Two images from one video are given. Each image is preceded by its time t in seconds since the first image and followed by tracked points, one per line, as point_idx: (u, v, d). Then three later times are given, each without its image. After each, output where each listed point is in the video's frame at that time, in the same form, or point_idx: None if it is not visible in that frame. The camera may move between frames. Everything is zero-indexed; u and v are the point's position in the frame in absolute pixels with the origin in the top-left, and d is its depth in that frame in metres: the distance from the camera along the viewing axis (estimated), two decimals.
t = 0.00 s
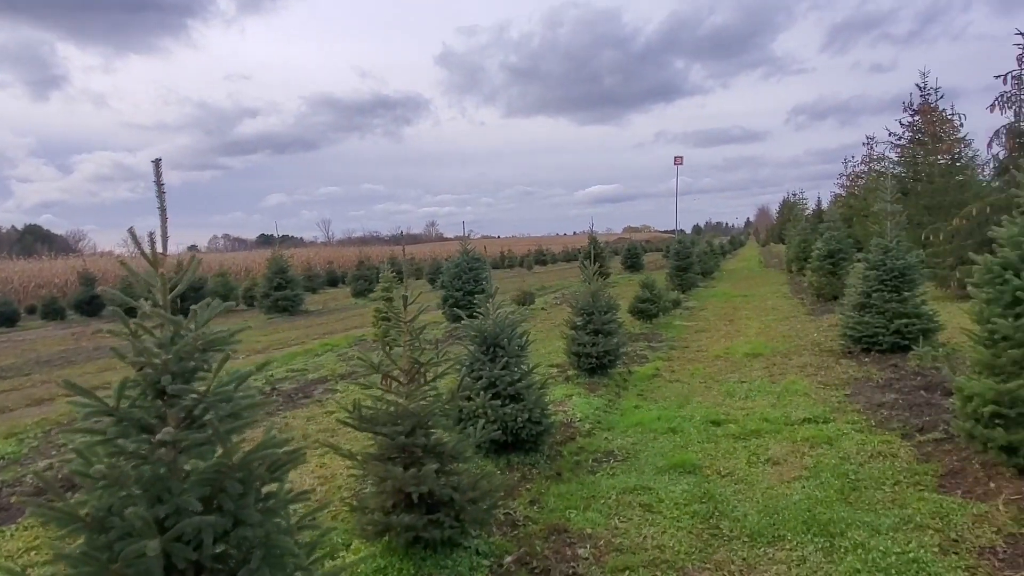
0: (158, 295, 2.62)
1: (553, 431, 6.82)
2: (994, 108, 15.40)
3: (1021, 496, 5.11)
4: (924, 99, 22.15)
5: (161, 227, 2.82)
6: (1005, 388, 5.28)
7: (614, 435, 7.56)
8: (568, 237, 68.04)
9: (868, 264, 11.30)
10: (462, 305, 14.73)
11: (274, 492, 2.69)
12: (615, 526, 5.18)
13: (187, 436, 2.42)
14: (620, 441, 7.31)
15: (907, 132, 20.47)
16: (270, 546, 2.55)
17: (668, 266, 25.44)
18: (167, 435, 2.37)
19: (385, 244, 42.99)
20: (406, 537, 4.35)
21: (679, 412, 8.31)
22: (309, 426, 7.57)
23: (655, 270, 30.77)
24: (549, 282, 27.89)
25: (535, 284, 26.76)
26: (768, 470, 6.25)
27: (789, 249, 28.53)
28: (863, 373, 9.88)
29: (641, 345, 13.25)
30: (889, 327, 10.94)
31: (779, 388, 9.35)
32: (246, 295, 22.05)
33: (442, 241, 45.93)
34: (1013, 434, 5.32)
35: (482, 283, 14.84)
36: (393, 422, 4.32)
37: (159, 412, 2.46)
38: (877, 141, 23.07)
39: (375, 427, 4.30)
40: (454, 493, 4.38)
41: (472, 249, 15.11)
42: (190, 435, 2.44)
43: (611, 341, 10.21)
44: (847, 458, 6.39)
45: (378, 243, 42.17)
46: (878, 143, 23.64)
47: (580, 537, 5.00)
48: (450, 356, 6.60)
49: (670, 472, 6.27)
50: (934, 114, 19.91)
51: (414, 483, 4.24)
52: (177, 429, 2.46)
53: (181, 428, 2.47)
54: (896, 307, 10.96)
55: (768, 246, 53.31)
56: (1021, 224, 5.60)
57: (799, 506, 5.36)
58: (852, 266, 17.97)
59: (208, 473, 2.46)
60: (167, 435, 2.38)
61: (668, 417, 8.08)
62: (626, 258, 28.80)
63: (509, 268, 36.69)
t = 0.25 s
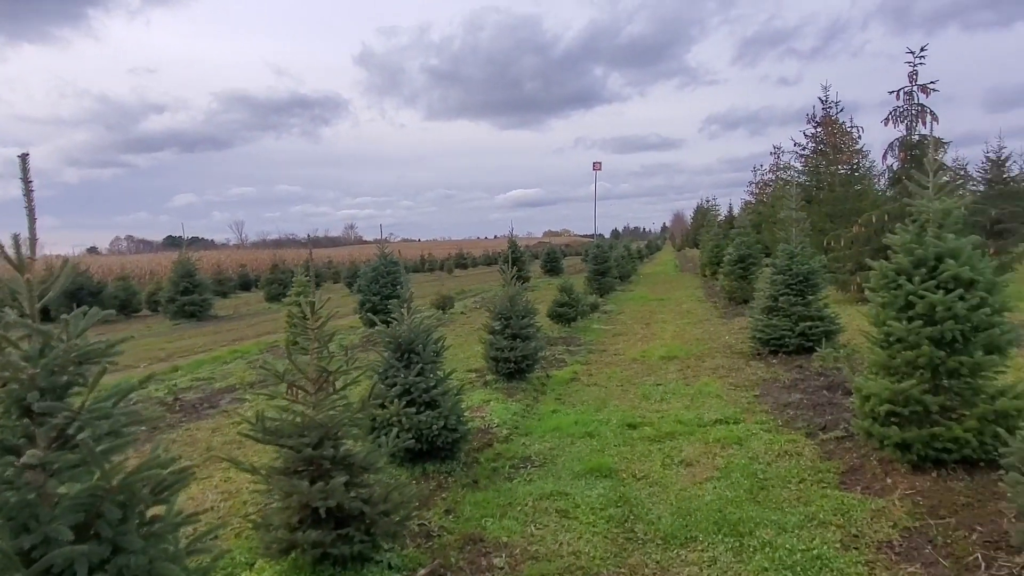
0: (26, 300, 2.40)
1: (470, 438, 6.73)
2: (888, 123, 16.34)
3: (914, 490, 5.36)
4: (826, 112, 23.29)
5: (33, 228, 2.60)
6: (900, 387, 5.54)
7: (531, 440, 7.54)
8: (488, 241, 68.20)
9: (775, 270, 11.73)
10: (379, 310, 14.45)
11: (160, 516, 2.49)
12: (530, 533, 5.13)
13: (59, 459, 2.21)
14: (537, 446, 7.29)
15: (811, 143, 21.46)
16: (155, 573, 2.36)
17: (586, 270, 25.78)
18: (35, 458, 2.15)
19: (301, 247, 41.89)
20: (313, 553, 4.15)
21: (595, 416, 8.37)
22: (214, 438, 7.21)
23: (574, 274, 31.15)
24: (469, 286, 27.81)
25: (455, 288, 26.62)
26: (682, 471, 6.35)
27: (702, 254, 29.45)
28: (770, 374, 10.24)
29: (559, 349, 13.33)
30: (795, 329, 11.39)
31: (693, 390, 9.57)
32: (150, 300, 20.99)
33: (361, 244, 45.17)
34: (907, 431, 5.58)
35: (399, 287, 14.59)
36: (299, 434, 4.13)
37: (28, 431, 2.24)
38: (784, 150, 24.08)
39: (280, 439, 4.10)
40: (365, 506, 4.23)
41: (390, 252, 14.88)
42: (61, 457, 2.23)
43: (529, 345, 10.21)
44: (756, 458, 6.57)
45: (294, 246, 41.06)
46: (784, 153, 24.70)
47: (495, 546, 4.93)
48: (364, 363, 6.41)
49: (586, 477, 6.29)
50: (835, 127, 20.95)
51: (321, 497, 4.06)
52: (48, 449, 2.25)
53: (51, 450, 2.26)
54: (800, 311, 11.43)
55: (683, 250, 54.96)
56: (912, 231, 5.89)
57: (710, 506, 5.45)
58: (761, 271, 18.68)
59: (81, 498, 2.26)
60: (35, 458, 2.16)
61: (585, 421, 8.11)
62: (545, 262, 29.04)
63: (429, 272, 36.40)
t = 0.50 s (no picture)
0: None
1: (400, 444, 6.59)
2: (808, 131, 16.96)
3: (835, 486, 5.52)
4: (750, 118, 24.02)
5: None
6: (822, 387, 5.71)
7: (464, 444, 7.44)
8: (421, 242, 67.59)
9: (703, 272, 11.98)
10: (308, 312, 14.09)
11: (54, 541, 2.29)
12: (462, 540, 5.05)
13: None
14: (469, 451, 7.20)
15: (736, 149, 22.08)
16: None
17: (519, 272, 25.85)
18: None
19: (226, 247, 40.53)
20: (233, 571, 3.96)
21: (528, 419, 8.34)
22: (130, 449, 6.84)
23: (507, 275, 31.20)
24: (401, 288, 27.46)
25: (387, 290, 26.24)
26: (613, 473, 6.37)
27: (632, 256, 29.93)
28: (699, 375, 10.45)
29: (492, 351, 13.28)
30: (722, 330, 11.66)
31: (624, 392, 9.66)
32: (61, 304, 19.89)
33: (289, 245, 44.07)
34: (828, 430, 5.75)
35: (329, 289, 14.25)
36: (217, 445, 3.93)
37: None
38: (710, 156, 24.69)
39: (196, 451, 3.90)
40: (288, 520, 4.06)
41: (319, 254, 14.52)
42: None
43: (461, 348, 10.10)
44: (686, 458, 6.66)
45: (218, 246, 39.68)
46: (710, 158, 25.33)
47: (426, 554, 4.82)
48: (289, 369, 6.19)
49: (519, 481, 6.24)
50: (759, 134, 21.61)
51: (240, 511, 3.87)
52: None
53: None
54: (727, 312, 11.71)
55: (615, 252, 55.85)
56: (832, 235, 6.08)
57: (641, 508, 5.48)
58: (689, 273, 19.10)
59: None
60: None
61: (517, 424, 8.07)
62: (479, 263, 28.98)
63: (360, 273, 35.80)
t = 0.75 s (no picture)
0: None
1: (347, 452, 6.41)
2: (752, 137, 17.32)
3: (783, 489, 5.58)
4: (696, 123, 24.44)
5: None
6: (770, 391, 5.76)
7: (413, 451, 7.30)
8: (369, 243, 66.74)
9: (652, 275, 12.09)
10: (253, 315, 13.72)
11: None
12: (412, 551, 4.93)
13: None
14: (419, 457, 7.07)
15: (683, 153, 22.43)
16: None
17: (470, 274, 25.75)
18: None
19: (167, 248, 39.31)
20: None
21: (479, 424, 8.25)
22: (61, 461, 6.50)
23: (458, 277, 31.04)
24: (348, 290, 27.02)
25: (335, 292, 25.80)
26: (565, 478, 6.32)
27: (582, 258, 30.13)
28: (649, 377, 10.52)
29: (442, 354, 13.14)
30: (671, 332, 11.77)
31: (575, 395, 9.65)
32: None
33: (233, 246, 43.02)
34: (776, 432, 5.81)
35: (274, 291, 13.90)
36: (151, 460, 3.73)
37: None
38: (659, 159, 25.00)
39: (129, 467, 3.68)
40: (228, 537, 3.88)
41: (263, 256, 14.16)
42: None
43: (411, 352, 9.95)
44: (636, 462, 6.66)
45: (158, 247, 38.48)
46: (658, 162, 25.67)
47: (374, 567, 4.69)
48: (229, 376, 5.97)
49: (470, 488, 6.14)
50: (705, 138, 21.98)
51: (177, 529, 3.68)
52: None
53: None
54: (676, 315, 11.83)
55: (564, 253, 56.19)
56: (779, 240, 6.16)
57: (593, 514, 5.44)
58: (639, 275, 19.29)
59: None
60: None
61: (468, 430, 7.97)
62: (428, 265, 28.76)
63: (307, 274, 35.15)
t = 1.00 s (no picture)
0: None
1: (332, 457, 6.31)
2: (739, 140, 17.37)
3: (772, 493, 5.54)
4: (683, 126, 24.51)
5: None
6: (759, 395, 5.72)
7: (399, 456, 7.20)
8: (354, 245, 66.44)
9: (639, 277, 12.08)
10: (236, 318, 13.57)
11: None
12: (398, 559, 4.84)
13: None
14: (405, 462, 6.97)
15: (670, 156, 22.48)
16: None
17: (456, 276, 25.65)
18: None
19: (149, 249, 38.89)
20: None
21: (466, 428, 8.17)
22: (39, 467, 6.35)
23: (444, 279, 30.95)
24: (333, 292, 26.84)
25: (320, 294, 25.60)
26: (552, 484, 6.25)
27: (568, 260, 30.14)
28: (636, 380, 10.48)
29: (428, 357, 13.05)
30: (658, 335, 11.75)
31: (562, 398, 9.60)
32: None
33: (217, 247, 42.65)
34: (765, 436, 5.77)
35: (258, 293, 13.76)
36: (129, 468, 3.62)
37: None
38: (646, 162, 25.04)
39: (106, 475, 3.57)
40: (208, 547, 3.77)
41: (247, 257, 14.01)
42: None
43: (396, 356, 9.86)
44: (624, 466, 6.60)
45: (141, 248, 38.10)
46: (645, 164, 25.71)
47: None
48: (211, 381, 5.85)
49: (457, 494, 6.05)
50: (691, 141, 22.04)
51: (155, 539, 3.57)
52: None
53: None
54: (663, 317, 11.81)
55: (550, 255, 56.23)
56: (768, 243, 6.13)
57: (581, 520, 5.38)
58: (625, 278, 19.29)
59: None
60: None
61: (454, 434, 7.88)
62: (415, 267, 28.65)
63: (292, 276, 34.90)
